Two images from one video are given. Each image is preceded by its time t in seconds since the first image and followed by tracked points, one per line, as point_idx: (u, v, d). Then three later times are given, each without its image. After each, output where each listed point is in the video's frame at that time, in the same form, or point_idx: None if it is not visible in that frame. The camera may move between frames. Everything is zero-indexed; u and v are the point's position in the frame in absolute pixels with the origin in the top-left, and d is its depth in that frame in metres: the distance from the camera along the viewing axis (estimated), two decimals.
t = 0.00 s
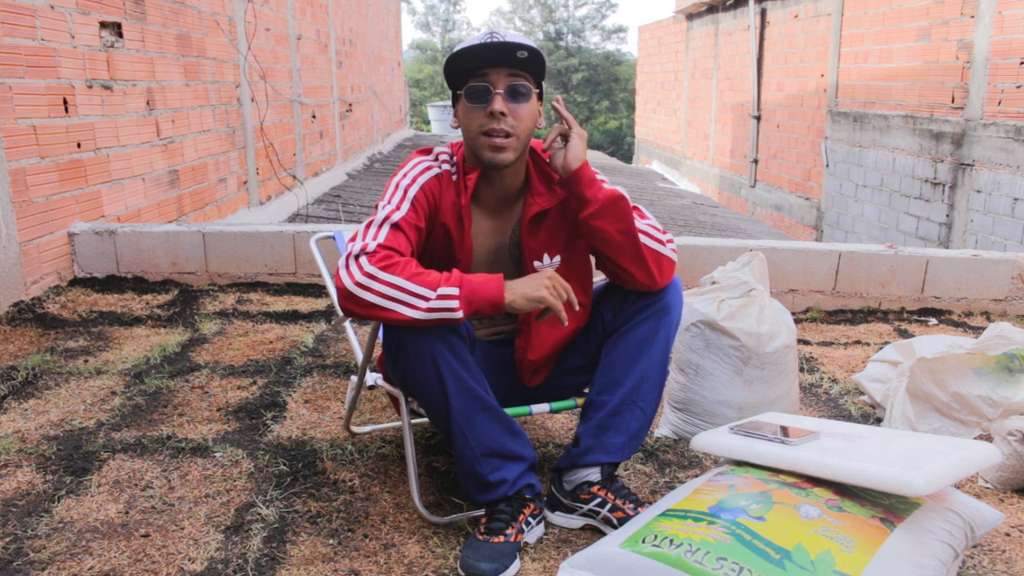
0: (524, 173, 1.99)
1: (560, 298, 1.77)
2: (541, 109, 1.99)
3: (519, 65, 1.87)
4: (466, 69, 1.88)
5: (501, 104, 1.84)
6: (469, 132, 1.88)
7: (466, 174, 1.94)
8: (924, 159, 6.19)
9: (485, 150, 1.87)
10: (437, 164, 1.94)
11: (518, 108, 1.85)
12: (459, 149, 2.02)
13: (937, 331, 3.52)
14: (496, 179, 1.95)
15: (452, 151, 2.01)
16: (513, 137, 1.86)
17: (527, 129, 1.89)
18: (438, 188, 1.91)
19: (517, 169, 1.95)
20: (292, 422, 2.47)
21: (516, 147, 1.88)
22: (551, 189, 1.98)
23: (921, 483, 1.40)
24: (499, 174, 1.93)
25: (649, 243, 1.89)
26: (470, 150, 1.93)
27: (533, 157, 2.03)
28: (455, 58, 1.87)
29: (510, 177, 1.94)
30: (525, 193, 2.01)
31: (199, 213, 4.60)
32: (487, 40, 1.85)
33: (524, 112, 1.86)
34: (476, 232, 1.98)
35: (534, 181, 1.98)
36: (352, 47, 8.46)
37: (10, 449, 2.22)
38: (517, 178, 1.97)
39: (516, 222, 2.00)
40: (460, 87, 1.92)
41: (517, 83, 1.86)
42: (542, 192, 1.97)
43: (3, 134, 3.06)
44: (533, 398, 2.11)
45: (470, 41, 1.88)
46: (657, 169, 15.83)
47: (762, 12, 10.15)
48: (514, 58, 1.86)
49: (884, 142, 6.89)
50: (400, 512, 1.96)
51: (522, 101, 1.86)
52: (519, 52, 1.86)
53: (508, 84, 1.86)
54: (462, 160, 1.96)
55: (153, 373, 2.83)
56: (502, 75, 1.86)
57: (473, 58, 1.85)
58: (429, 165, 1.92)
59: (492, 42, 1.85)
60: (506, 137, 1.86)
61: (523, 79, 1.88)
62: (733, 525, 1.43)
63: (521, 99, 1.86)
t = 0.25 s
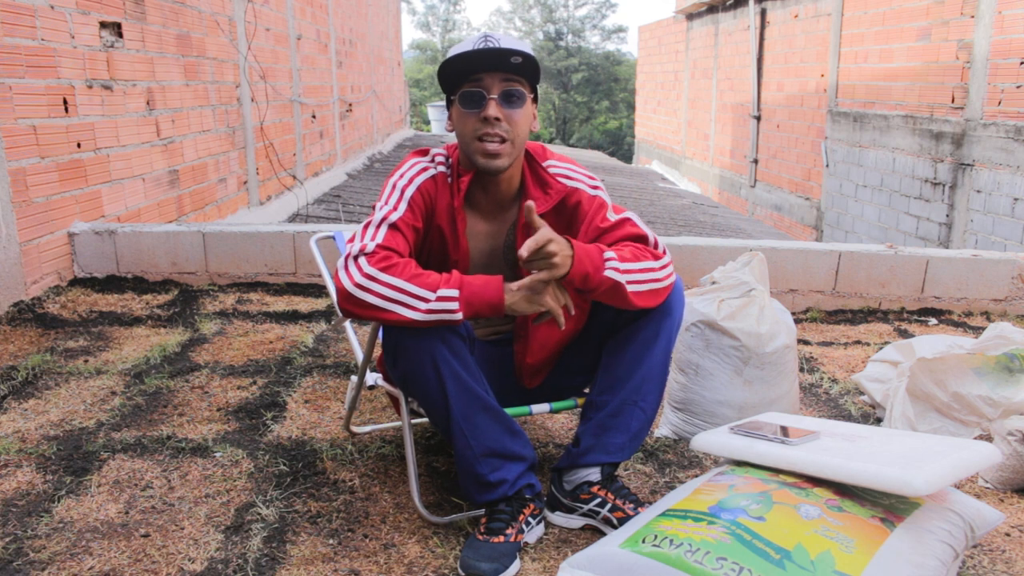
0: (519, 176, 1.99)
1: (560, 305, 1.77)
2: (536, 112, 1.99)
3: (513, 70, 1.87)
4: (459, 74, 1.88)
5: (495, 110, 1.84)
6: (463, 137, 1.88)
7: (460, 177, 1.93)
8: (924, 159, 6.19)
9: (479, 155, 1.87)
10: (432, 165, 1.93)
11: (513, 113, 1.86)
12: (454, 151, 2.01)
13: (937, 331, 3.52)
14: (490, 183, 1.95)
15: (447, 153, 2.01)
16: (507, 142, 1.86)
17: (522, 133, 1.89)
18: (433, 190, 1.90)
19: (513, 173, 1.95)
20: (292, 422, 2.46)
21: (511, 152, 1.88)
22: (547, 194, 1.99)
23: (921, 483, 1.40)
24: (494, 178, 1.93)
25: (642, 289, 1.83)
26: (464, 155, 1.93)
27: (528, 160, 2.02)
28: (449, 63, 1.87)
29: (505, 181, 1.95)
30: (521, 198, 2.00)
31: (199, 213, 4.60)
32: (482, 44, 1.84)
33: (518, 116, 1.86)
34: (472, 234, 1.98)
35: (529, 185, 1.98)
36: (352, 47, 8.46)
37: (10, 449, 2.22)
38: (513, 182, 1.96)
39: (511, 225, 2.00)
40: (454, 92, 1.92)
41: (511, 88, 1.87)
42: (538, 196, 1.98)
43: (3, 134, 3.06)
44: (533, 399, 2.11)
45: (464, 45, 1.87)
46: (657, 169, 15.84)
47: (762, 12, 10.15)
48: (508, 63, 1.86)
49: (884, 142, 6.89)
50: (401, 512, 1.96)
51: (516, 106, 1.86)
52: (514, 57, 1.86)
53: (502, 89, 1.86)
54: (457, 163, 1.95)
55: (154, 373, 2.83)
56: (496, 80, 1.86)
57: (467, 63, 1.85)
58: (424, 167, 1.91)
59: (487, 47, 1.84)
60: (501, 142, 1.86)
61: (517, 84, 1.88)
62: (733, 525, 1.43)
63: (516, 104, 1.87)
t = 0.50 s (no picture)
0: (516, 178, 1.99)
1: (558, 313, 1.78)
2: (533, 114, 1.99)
3: (508, 73, 1.86)
4: (454, 77, 1.87)
5: (491, 113, 1.84)
6: (460, 140, 1.88)
7: (456, 180, 1.93)
8: (924, 159, 6.19)
9: (475, 159, 1.87)
10: (428, 168, 1.93)
11: (508, 117, 1.86)
12: (450, 153, 2.01)
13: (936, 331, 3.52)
14: (486, 186, 1.95)
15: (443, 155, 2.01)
16: (503, 145, 1.86)
17: (518, 136, 1.89)
18: (430, 193, 1.90)
19: (509, 176, 1.95)
20: (292, 422, 2.47)
21: (507, 156, 1.88)
22: (543, 195, 1.97)
23: (921, 483, 1.40)
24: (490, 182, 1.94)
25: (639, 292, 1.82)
26: (461, 158, 1.93)
27: (525, 161, 2.01)
28: (444, 66, 1.86)
29: (502, 184, 1.95)
30: (518, 198, 2.00)
31: (199, 213, 4.60)
32: (477, 48, 1.83)
33: (514, 119, 1.86)
34: (469, 236, 1.98)
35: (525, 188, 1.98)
36: (352, 47, 8.46)
37: (10, 449, 2.22)
38: (510, 185, 1.97)
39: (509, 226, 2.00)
40: (450, 95, 1.92)
41: (506, 91, 1.86)
42: (534, 197, 1.97)
43: (3, 134, 3.06)
44: (533, 398, 2.11)
45: (458, 49, 1.86)
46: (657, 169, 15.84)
47: (762, 12, 10.15)
48: (503, 66, 1.85)
49: (884, 142, 6.89)
50: (401, 512, 1.96)
51: (512, 109, 1.86)
52: (509, 60, 1.85)
53: (498, 92, 1.86)
54: (453, 165, 1.95)
55: (153, 373, 2.83)
56: (491, 83, 1.86)
57: (462, 66, 1.85)
58: (420, 170, 1.91)
59: (481, 51, 1.83)
60: (496, 146, 1.86)
61: (513, 86, 1.88)
62: (733, 525, 1.43)
63: (511, 107, 1.86)
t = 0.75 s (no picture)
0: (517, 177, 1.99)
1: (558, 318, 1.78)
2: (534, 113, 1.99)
3: (508, 69, 1.86)
4: (455, 75, 1.87)
5: (492, 110, 1.84)
6: (461, 138, 1.88)
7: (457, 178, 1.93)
8: (924, 158, 6.19)
9: (477, 157, 1.87)
10: (430, 167, 1.93)
11: (509, 113, 1.86)
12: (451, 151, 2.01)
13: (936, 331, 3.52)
14: (487, 184, 1.95)
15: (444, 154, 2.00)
16: (503, 142, 1.86)
17: (518, 134, 1.89)
18: (431, 191, 1.90)
19: (510, 174, 1.95)
20: (291, 422, 2.47)
21: (507, 153, 1.88)
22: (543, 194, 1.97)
23: (921, 483, 1.40)
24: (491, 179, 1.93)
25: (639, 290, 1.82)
26: (462, 156, 1.93)
27: (526, 160, 2.02)
28: (444, 64, 1.86)
29: (503, 182, 1.95)
30: (518, 197, 2.00)
31: (199, 213, 4.60)
32: (477, 45, 1.84)
33: (514, 116, 1.86)
34: (470, 235, 1.98)
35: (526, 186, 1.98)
36: (352, 47, 8.46)
37: (10, 449, 2.22)
38: (511, 183, 1.97)
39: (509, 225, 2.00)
40: (450, 92, 1.92)
41: (507, 88, 1.87)
42: (535, 196, 1.97)
43: (3, 134, 3.06)
44: (533, 398, 2.11)
45: (459, 46, 1.87)
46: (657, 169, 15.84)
47: (762, 12, 10.15)
48: (503, 62, 1.85)
49: (884, 142, 6.89)
50: (400, 512, 1.96)
51: (512, 106, 1.86)
52: (509, 57, 1.85)
53: (498, 89, 1.86)
54: (454, 164, 1.95)
55: (153, 373, 2.83)
56: (492, 80, 1.86)
57: (462, 64, 1.85)
58: (421, 168, 1.91)
59: (481, 48, 1.84)
60: (497, 143, 1.86)
61: (513, 83, 1.88)
62: (733, 525, 1.43)
63: (511, 104, 1.86)
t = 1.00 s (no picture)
0: (518, 170, 1.98)
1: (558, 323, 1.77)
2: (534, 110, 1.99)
3: (508, 60, 1.87)
4: (456, 66, 1.89)
5: (492, 100, 1.84)
6: (461, 129, 1.87)
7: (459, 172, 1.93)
8: (924, 158, 6.19)
9: (477, 148, 1.87)
10: (431, 163, 1.94)
11: (509, 104, 1.85)
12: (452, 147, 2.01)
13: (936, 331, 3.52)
14: (488, 177, 1.94)
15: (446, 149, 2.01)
16: (503, 131, 1.85)
17: (519, 125, 1.89)
18: (432, 187, 1.90)
19: (511, 167, 1.94)
20: (291, 422, 2.47)
21: (508, 144, 1.88)
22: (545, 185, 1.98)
23: (921, 483, 1.40)
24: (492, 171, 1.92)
25: (648, 256, 1.85)
26: (463, 148, 1.93)
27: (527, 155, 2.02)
28: (446, 56, 1.89)
29: (504, 175, 1.94)
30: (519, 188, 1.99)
31: (199, 213, 4.60)
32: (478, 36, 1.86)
33: (515, 107, 1.86)
34: (471, 229, 1.96)
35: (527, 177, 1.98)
36: (352, 47, 8.46)
37: (10, 449, 2.22)
38: (512, 175, 1.95)
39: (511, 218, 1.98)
40: (452, 85, 1.93)
41: (507, 79, 1.86)
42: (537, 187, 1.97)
43: (3, 134, 3.06)
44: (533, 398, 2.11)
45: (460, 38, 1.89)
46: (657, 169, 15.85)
47: (762, 12, 10.15)
48: (503, 53, 1.86)
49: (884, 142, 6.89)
50: (400, 512, 1.96)
51: (512, 97, 1.86)
52: (509, 47, 1.86)
53: (499, 79, 1.86)
54: (455, 158, 1.96)
55: (153, 373, 2.83)
56: (492, 71, 1.87)
57: (463, 54, 1.87)
58: (422, 164, 1.92)
59: (482, 38, 1.86)
60: (497, 133, 1.85)
61: (514, 74, 1.88)
62: (733, 525, 1.43)
63: (512, 94, 1.86)
